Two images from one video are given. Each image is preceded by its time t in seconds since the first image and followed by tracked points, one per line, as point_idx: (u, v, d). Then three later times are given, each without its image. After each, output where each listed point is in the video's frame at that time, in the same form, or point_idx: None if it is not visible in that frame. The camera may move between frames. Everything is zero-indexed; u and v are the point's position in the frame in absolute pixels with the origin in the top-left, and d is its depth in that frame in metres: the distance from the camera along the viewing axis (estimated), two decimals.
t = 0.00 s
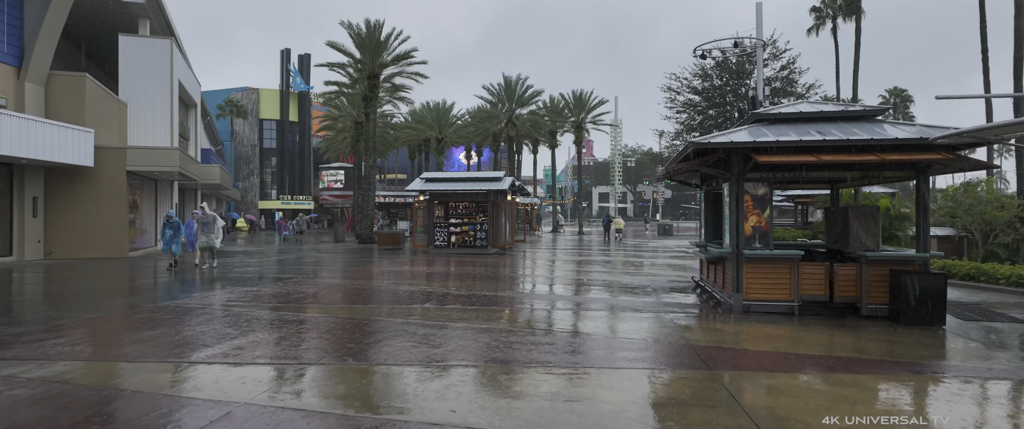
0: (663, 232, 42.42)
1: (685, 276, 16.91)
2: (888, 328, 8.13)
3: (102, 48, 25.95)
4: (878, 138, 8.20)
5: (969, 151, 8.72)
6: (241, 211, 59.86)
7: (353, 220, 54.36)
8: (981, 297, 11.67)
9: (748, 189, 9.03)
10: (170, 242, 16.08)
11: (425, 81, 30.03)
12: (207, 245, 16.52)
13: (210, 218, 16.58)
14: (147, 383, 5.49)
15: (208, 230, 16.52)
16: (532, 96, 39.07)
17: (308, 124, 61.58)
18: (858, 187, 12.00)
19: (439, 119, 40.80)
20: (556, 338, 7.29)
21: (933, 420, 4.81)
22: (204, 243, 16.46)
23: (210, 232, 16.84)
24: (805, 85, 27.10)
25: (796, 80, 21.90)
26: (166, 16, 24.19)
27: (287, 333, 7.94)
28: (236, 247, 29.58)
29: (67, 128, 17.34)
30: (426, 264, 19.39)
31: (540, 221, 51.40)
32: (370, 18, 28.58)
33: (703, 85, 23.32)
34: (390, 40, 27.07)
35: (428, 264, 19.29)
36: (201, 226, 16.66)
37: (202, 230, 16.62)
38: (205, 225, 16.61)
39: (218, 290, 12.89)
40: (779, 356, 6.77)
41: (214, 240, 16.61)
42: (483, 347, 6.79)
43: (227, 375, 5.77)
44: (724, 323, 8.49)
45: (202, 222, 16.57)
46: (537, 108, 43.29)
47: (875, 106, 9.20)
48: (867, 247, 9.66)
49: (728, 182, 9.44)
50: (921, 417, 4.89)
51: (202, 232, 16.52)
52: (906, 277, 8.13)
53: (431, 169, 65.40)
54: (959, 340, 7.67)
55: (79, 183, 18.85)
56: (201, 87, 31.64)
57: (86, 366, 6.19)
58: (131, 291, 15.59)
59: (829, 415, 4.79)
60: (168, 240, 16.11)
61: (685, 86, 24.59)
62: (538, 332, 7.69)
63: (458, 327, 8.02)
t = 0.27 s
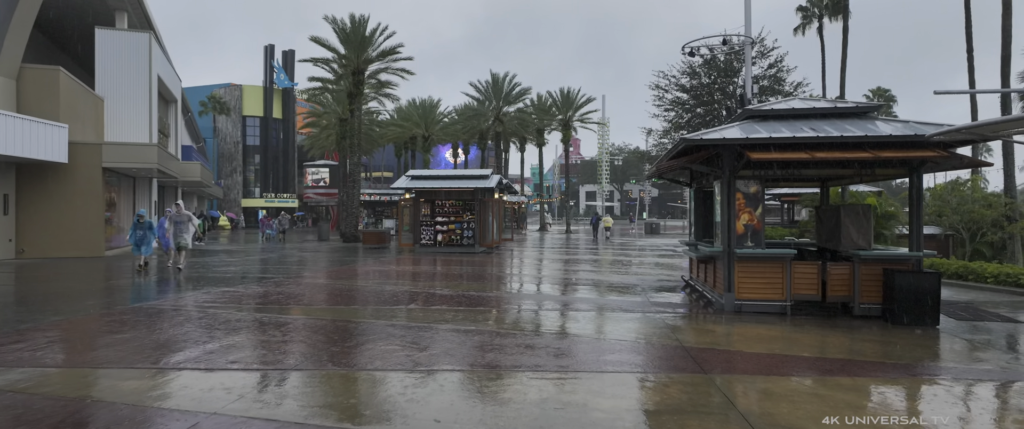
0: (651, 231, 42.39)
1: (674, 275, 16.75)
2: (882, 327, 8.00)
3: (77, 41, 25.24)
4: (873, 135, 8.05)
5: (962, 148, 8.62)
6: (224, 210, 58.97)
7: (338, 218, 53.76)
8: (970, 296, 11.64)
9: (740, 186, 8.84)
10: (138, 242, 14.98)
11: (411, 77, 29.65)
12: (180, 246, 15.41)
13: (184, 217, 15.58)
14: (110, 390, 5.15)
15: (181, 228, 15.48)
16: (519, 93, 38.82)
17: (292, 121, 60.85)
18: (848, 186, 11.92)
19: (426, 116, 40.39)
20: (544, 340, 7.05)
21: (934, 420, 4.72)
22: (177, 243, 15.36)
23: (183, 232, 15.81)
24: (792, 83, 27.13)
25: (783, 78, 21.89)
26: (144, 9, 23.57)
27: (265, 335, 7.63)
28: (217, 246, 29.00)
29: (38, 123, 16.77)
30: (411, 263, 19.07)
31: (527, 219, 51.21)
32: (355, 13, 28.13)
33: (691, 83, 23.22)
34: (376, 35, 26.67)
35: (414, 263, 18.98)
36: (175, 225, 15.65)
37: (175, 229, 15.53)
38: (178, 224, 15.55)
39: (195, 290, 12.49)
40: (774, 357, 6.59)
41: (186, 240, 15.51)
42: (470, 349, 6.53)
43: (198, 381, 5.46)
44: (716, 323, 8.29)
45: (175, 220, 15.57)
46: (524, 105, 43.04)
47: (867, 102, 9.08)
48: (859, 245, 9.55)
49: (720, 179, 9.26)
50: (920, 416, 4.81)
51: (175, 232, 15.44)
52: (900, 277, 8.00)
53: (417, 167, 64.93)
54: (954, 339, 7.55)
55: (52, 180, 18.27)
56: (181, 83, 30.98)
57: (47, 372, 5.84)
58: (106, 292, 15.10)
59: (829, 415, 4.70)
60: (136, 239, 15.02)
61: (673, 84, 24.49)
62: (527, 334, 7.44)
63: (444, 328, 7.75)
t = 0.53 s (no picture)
0: (641, 230, 42.31)
1: (666, 276, 16.58)
2: (880, 330, 7.85)
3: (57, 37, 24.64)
4: (873, 134, 7.89)
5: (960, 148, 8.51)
6: (210, 209, 58.21)
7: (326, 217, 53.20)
8: (964, 297, 11.56)
9: (736, 186, 8.64)
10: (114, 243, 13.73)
11: (400, 75, 29.29)
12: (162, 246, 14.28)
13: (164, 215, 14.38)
14: (78, 403, 4.84)
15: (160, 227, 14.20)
16: (510, 92, 38.55)
17: (279, 120, 60.20)
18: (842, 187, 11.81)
19: (415, 115, 39.99)
20: (538, 345, 6.82)
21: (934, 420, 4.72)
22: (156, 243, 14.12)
23: (163, 233, 14.61)
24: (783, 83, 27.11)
25: (774, 78, 21.82)
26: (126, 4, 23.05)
27: (248, 340, 7.34)
28: (202, 246, 28.47)
29: (15, 120, 16.27)
30: (400, 263, 18.76)
31: (517, 219, 50.96)
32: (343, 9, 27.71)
33: (683, 82, 23.08)
34: (364, 32, 26.30)
35: (403, 264, 18.68)
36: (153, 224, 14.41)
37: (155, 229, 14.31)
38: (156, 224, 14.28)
39: (176, 293, 12.12)
40: (774, 358, 6.41)
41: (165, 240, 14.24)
42: (460, 355, 6.29)
43: (174, 392, 5.18)
44: (712, 325, 8.09)
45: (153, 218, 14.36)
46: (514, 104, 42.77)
47: (864, 101, 8.94)
48: (855, 247, 9.41)
49: (716, 179, 9.06)
50: (920, 417, 4.81)
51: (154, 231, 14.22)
52: (898, 279, 7.85)
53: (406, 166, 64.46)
54: (953, 342, 7.42)
55: (30, 179, 17.78)
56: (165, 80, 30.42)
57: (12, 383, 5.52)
58: (84, 294, 14.66)
59: (830, 416, 4.71)
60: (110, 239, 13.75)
61: (664, 83, 24.34)
62: (520, 339, 7.19)
63: (433, 333, 7.49)
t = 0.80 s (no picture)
0: (629, 231, 42.28)
1: (656, 276, 16.43)
2: (875, 332, 7.71)
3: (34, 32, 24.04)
4: (869, 133, 7.75)
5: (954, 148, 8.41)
6: (194, 209, 57.37)
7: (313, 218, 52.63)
8: (955, 297, 11.49)
9: (729, 186, 8.46)
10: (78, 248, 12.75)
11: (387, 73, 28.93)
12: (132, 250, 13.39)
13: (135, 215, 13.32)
14: (37, 416, 4.53)
15: (130, 230, 13.32)
16: (498, 91, 38.29)
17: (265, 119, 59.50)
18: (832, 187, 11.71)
19: (402, 114, 39.61)
20: (527, 349, 6.59)
21: (933, 420, 4.69)
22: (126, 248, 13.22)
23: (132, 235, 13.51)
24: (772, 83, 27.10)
25: (763, 77, 21.78)
26: None
27: (225, 345, 7.03)
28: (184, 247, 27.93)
29: None
30: (387, 264, 18.45)
31: (506, 219, 50.74)
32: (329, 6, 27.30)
33: (672, 82, 22.95)
34: (350, 30, 25.93)
35: (389, 265, 18.39)
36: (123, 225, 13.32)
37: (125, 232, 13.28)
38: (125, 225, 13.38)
39: (154, 295, 11.74)
40: (770, 361, 6.24)
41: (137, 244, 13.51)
42: (446, 361, 6.04)
43: (141, 402, 4.88)
44: (705, 327, 7.91)
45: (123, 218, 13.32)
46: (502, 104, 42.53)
47: (858, 100, 8.82)
48: (848, 247, 9.29)
49: (708, 179, 8.88)
50: (919, 416, 4.78)
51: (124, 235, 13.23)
52: (894, 280, 7.72)
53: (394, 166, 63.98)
54: (949, 344, 7.30)
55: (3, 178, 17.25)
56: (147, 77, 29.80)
57: None
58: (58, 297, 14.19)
59: (829, 416, 4.69)
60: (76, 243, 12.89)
61: (653, 82, 24.22)
62: (509, 342, 6.96)
63: (418, 337, 7.23)
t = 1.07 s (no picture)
0: (619, 230, 42.19)
1: (646, 277, 16.25)
2: (871, 334, 7.56)
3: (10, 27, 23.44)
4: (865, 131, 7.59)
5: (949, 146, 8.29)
6: (179, 209, 56.54)
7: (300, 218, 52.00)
8: (948, 297, 11.39)
9: (722, 185, 8.27)
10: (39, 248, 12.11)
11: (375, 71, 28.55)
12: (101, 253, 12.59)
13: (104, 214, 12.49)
14: None
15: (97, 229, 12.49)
16: (487, 90, 38.01)
17: (250, 117, 58.79)
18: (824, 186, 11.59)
19: (390, 113, 39.22)
20: (516, 354, 6.35)
21: (933, 420, 4.67)
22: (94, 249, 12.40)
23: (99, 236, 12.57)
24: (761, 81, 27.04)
25: (753, 76, 21.69)
26: None
27: (201, 350, 6.72)
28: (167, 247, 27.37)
29: None
30: (374, 265, 18.13)
31: (495, 219, 50.47)
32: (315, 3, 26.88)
33: (662, 81, 22.78)
34: (337, 27, 25.55)
35: (377, 266, 18.07)
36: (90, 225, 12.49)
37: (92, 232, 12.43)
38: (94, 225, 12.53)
39: (131, 298, 11.36)
40: (767, 364, 6.05)
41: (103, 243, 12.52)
42: (432, 367, 5.79)
43: (106, 415, 4.58)
44: (698, 329, 7.72)
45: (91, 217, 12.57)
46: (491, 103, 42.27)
47: (852, 97, 8.67)
48: (842, 247, 9.16)
49: (700, 177, 8.67)
50: (919, 416, 4.76)
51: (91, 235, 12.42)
52: (890, 280, 7.57)
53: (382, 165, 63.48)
54: (946, 345, 7.16)
55: None
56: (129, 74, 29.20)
57: None
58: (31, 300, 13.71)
59: (829, 416, 4.66)
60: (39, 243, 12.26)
61: (643, 81, 24.04)
62: (497, 347, 6.71)
63: (404, 342, 6.97)
